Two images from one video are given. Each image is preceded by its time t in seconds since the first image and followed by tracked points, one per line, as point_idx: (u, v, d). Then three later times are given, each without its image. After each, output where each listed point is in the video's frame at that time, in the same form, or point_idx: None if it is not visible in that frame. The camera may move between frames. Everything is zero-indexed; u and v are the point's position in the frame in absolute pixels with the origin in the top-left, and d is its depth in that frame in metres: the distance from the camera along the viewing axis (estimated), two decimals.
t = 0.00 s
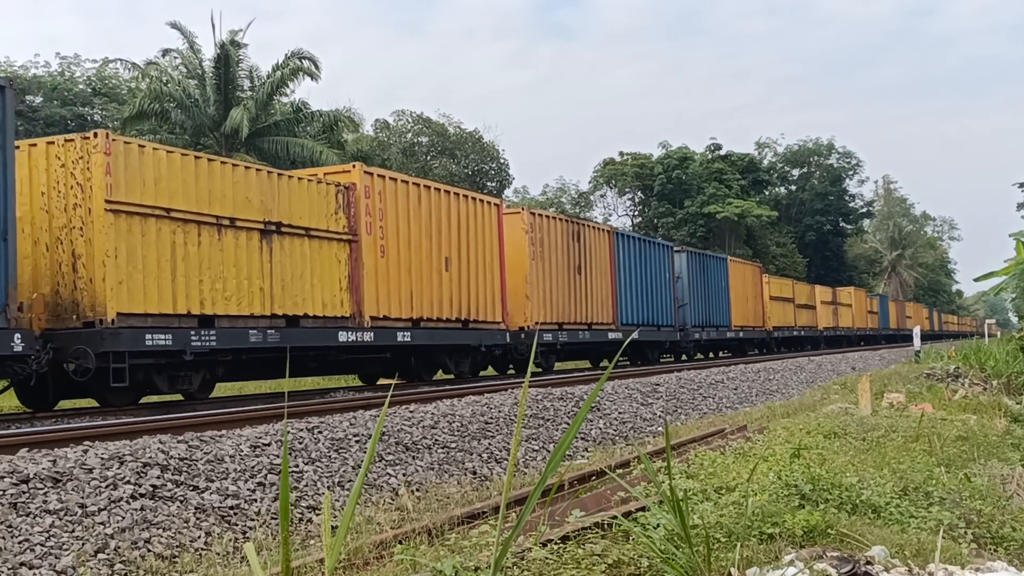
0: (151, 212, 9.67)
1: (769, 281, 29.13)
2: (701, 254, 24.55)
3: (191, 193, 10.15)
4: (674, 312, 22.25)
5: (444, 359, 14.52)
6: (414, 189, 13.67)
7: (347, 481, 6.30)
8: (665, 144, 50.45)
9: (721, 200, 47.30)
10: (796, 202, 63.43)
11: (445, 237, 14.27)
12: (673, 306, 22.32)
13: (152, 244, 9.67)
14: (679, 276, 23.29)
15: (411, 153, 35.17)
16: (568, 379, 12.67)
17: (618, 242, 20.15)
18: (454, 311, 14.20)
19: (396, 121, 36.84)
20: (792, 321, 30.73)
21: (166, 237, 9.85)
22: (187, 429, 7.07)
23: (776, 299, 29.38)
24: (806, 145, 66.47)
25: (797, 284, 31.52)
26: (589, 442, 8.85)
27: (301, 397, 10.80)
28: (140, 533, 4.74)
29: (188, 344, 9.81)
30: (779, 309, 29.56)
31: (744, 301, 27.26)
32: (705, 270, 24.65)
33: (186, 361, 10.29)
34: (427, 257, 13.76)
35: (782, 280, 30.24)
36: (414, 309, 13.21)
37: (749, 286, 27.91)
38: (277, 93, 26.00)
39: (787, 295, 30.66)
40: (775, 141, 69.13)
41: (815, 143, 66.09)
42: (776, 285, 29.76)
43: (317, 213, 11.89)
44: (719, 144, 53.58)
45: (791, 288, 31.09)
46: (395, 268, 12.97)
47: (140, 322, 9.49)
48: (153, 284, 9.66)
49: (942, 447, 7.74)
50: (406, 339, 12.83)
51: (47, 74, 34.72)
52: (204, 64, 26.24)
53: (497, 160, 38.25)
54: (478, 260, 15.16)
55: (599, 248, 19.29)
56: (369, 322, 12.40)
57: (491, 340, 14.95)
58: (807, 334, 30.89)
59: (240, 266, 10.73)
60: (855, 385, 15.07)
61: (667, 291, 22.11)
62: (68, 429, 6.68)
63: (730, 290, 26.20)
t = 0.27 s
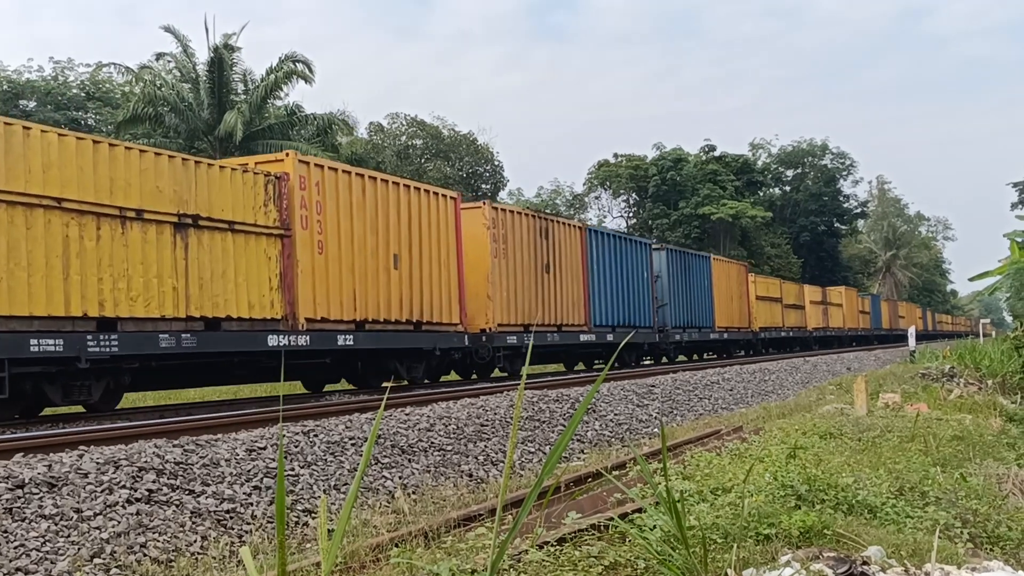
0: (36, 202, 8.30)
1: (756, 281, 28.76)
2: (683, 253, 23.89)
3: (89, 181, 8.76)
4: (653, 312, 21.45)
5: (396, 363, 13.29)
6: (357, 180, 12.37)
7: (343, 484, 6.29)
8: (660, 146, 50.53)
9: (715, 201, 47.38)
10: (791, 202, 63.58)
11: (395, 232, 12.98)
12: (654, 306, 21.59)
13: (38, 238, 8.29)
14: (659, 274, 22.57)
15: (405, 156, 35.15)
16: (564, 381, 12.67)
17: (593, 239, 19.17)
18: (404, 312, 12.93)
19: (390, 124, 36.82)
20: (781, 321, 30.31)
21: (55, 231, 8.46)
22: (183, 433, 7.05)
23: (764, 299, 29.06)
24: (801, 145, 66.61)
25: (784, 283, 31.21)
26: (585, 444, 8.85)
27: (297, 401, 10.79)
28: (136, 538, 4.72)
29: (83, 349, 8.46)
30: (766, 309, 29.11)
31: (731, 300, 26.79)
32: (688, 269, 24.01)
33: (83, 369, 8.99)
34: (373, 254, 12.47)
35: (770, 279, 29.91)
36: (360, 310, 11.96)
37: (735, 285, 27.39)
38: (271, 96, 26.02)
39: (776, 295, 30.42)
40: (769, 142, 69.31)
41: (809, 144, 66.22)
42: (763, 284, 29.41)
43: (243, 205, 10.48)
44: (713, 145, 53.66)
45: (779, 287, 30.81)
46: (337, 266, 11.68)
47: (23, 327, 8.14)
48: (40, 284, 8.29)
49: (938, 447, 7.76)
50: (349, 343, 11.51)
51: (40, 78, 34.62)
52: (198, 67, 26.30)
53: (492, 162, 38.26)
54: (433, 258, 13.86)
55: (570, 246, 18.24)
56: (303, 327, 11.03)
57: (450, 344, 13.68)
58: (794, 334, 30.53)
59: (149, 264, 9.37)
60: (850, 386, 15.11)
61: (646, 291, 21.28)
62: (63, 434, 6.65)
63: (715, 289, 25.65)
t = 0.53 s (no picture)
0: None
1: (747, 278, 28.28)
2: (668, 249, 23.28)
3: None
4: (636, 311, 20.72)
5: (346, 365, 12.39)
6: (299, 167, 11.44)
7: (344, 483, 6.29)
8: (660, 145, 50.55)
9: (715, 200, 47.36)
10: (791, 201, 63.57)
11: (343, 224, 12.05)
12: (637, 303, 20.92)
13: None
14: (643, 270, 21.90)
15: (405, 155, 35.15)
16: (565, 380, 12.66)
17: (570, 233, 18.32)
18: (354, 310, 12.01)
19: (390, 123, 36.80)
20: (772, 320, 29.80)
21: None
22: (184, 433, 7.06)
23: (756, 296, 28.62)
24: (801, 144, 66.59)
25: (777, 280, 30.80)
26: (586, 443, 8.85)
27: (298, 400, 10.79)
28: (137, 537, 4.72)
29: None
30: (757, 306, 28.53)
31: (720, 298, 26.21)
32: (674, 265, 23.38)
33: None
34: (317, 247, 11.55)
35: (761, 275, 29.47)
36: (303, 308, 11.07)
37: (723, 282, 26.81)
38: (271, 96, 26.06)
39: (770, 293, 30.05)
40: (769, 141, 69.35)
41: (809, 142, 66.20)
42: (755, 282, 28.93)
43: (166, 191, 9.49)
44: (713, 144, 53.64)
45: (772, 284, 30.43)
46: (276, 260, 10.77)
47: None
48: None
49: (939, 445, 7.76)
50: (290, 344, 10.60)
51: (40, 78, 34.61)
52: (198, 67, 26.34)
53: (492, 161, 38.27)
54: (388, 251, 12.95)
55: (543, 241, 17.37)
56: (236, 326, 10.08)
57: (406, 344, 12.80)
58: (788, 334, 30.05)
59: (52, 257, 8.36)
60: (851, 384, 15.11)
61: (628, 288, 20.51)
62: (64, 434, 6.66)
63: (703, 287, 25.05)
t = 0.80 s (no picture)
0: None
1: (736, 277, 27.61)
2: (651, 247, 22.48)
3: None
4: (615, 311, 19.92)
5: (288, 370, 11.39)
6: (235, 156, 10.43)
7: (343, 486, 6.29)
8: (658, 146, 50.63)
9: (713, 201, 47.40)
10: (789, 201, 63.65)
11: (285, 217, 11.07)
12: (617, 303, 20.06)
13: None
14: (624, 269, 21.14)
15: (404, 157, 35.17)
16: (563, 381, 12.66)
17: (542, 230, 17.38)
18: (297, 311, 11.03)
19: (388, 125, 36.80)
20: (762, 320, 29.11)
21: None
22: (183, 436, 7.05)
23: (746, 296, 28.02)
24: (798, 144, 66.68)
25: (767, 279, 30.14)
26: (585, 444, 8.85)
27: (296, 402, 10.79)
28: (135, 540, 4.72)
29: None
30: (746, 307, 27.89)
31: (707, 298, 25.49)
32: (657, 264, 22.58)
33: None
34: (254, 243, 10.55)
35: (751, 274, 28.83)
36: (237, 309, 10.09)
37: (710, 281, 26.08)
38: (269, 98, 26.08)
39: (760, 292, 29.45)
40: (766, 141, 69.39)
41: (807, 143, 66.24)
42: (744, 281, 28.27)
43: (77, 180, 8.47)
44: (711, 144, 53.70)
45: (763, 284, 29.86)
46: (207, 258, 9.79)
47: None
48: None
49: (937, 445, 7.76)
50: (223, 348, 9.68)
51: (38, 81, 34.59)
52: (196, 69, 26.38)
53: (490, 163, 38.30)
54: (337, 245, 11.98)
55: (511, 238, 16.40)
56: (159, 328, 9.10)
57: (357, 348, 11.83)
58: (778, 334, 29.41)
59: None
60: (849, 384, 15.13)
61: (605, 288, 19.58)
62: (62, 437, 6.64)
63: (689, 286, 24.31)
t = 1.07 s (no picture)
0: None
1: (727, 274, 26.84)
2: (635, 242, 21.68)
3: None
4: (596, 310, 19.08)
5: (216, 374, 10.32)
6: (150, 136, 9.29)
7: (343, 485, 6.29)
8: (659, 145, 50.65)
9: (713, 200, 47.38)
10: (789, 200, 63.65)
11: (209, 205, 9.93)
12: (597, 300, 19.22)
13: None
14: (605, 266, 20.34)
15: (404, 156, 35.17)
16: (563, 381, 12.67)
17: (514, 222, 16.41)
18: (224, 309, 9.98)
19: (388, 124, 36.79)
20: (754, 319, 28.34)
21: None
22: (183, 435, 7.05)
23: (738, 294, 27.28)
24: (798, 143, 66.66)
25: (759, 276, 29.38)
26: (586, 443, 8.85)
27: (297, 402, 10.79)
28: (136, 540, 4.72)
29: None
30: (739, 305, 27.16)
31: (696, 295, 24.72)
32: (642, 260, 21.77)
33: None
34: (173, 233, 9.43)
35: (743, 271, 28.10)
36: (150, 307, 8.99)
37: (700, 278, 25.30)
38: (269, 98, 26.08)
39: (753, 290, 28.73)
40: (767, 141, 69.38)
41: (807, 142, 66.22)
42: (735, 278, 27.53)
43: None
44: (711, 144, 53.70)
45: (756, 281, 29.16)
46: (114, 251, 8.70)
47: None
48: None
49: (937, 443, 7.76)
50: (133, 348, 8.61)
51: (38, 81, 34.61)
52: (196, 69, 26.36)
53: (490, 162, 38.30)
54: (271, 237, 10.87)
55: (477, 230, 15.39)
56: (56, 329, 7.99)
57: (299, 350, 10.77)
58: (771, 334, 28.65)
59: None
60: (849, 383, 15.14)
61: (585, 285, 18.72)
62: (63, 437, 6.65)
63: (676, 283, 23.54)
